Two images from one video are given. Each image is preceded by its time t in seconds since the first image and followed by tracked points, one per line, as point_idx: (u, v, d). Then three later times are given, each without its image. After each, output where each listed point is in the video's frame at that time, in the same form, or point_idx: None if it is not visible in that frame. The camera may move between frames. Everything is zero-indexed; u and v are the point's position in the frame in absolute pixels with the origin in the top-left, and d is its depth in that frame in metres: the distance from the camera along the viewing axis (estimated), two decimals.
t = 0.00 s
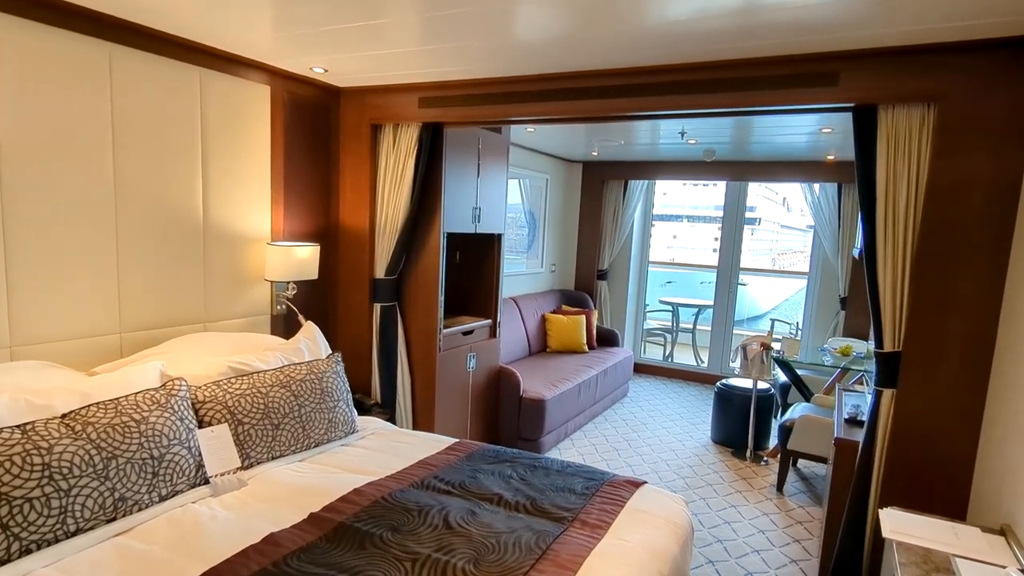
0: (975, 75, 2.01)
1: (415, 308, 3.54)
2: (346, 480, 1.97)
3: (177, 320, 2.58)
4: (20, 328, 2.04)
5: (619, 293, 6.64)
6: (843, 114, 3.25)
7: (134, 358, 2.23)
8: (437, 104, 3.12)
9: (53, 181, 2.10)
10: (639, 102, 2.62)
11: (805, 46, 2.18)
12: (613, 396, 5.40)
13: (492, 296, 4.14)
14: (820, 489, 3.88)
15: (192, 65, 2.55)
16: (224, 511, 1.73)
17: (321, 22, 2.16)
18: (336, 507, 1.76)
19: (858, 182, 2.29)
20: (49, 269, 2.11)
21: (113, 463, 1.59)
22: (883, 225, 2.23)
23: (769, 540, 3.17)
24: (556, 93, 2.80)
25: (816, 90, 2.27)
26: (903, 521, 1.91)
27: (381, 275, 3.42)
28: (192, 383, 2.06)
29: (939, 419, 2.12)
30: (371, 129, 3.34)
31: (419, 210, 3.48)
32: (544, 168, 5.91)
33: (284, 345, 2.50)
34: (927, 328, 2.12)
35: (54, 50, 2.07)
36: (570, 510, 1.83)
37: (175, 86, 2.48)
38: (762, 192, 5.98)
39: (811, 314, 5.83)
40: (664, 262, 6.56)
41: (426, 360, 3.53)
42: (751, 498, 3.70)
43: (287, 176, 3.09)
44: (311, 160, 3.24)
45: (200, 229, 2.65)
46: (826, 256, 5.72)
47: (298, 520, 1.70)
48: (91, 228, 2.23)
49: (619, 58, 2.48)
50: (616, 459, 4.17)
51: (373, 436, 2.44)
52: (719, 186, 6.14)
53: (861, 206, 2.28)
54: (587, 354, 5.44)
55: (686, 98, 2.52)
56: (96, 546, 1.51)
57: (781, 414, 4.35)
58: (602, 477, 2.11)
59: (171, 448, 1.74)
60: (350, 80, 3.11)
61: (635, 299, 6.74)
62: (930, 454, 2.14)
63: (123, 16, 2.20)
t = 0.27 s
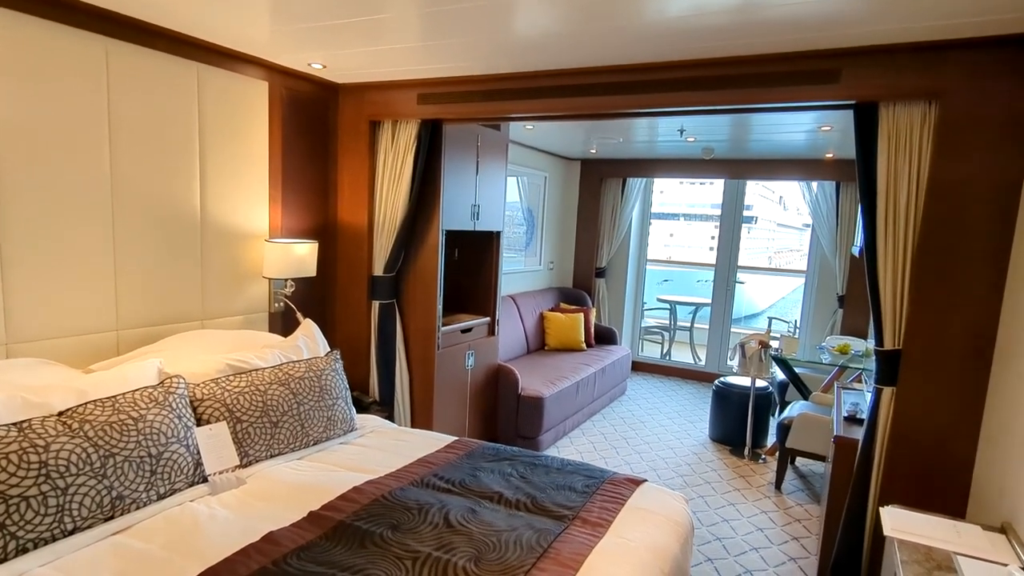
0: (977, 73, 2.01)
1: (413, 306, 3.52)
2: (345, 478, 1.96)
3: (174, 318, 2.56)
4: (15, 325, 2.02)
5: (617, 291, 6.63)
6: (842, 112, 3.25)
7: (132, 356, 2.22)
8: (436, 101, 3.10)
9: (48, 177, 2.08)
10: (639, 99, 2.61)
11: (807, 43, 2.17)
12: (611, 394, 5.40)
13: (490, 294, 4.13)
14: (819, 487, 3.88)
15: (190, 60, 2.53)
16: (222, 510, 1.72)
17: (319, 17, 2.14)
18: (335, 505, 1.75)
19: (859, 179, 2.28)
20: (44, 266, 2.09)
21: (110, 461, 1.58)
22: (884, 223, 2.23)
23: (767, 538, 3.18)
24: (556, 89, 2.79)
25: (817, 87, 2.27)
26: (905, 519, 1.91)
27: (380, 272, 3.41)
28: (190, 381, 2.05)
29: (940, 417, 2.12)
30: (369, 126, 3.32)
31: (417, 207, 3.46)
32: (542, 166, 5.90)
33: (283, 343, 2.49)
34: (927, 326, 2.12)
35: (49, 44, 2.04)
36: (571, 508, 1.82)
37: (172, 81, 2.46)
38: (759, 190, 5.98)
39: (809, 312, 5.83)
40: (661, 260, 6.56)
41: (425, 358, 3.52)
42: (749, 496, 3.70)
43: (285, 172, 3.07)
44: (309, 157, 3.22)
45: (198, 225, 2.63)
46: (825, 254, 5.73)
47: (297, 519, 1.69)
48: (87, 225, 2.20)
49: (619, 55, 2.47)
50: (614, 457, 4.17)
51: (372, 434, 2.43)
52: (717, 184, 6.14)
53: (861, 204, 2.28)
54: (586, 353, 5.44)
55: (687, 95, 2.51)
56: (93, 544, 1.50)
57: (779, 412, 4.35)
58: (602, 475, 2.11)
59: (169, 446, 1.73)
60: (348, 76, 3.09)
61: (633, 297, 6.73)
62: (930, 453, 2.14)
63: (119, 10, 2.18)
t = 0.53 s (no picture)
0: (971, 73, 2.02)
1: (409, 305, 3.52)
2: (341, 478, 1.96)
3: (170, 317, 2.55)
4: (9, 324, 2.02)
5: (614, 290, 6.64)
6: (837, 112, 3.26)
7: (127, 355, 2.21)
8: (433, 100, 3.10)
9: (43, 175, 2.07)
10: (635, 98, 2.62)
11: (802, 42, 2.18)
12: (608, 393, 5.41)
13: (487, 293, 4.13)
14: (814, 485, 3.90)
15: (185, 59, 2.52)
16: (218, 509, 1.72)
17: (316, 16, 2.14)
18: (331, 505, 1.75)
19: (854, 179, 2.29)
20: (39, 264, 2.09)
21: (105, 460, 1.57)
22: (878, 222, 2.24)
23: (763, 536, 3.19)
24: (553, 88, 2.79)
25: (812, 87, 2.28)
26: (898, 518, 1.92)
27: (376, 271, 3.41)
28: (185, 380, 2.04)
29: (933, 415, 2.13)
30: (365, 125, 3.31)
31: (414, 206, 3.46)
32: (539, 165, 5.90)
33: (278, 342, 2.49)
34: (921, 325, 2.13)
35: (43, 42, 2.04)
36: (567, 507, 1.83)
37: (167, 80, 2.45)
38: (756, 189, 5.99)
39: (804, 311, 5.85)
40: (658, 258, 6.56)
41: (421, 357, 3.52)
42: (745, 494, 3.72)
43: (281, 171, 3.06)
44: (305, 156, 3.21)
45: (193, 224, 2.62)
46: (820, 254, 5.75)
47: (293, 518, 1.69)
48: (82, 223, 2.20)
49: (616, 54, 2.47)
50: (611, 456, 4.18)
51: (368, 433, 2.43)
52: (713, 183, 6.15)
53: (856, 203, 2.29)
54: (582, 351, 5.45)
55: (683, 95, 2.51)
56: (88, 544, 1.50)
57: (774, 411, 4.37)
58: (598, 474, 2.11)
59: (165, 445, 1.72)
60: (345, 75, 3.09)
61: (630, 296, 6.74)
62: (924, 451, 2.16)
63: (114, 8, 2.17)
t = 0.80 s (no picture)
0: (964, 74, 2.03)
1: (406, 305, 3.52)
2: (337, 477, 1.96)
3: (165, 316, 2.55)
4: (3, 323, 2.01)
5: (611, 289, 6.65)
6: (832, 112, 3.27)
7: (123, 354, 2.21)
8: (429, 99, 3.10)
9: (38, 174, 2.07)
10: (631, 98, 2.62)
11: (797, 43, 2.19)
12: (604, 392, 5.42)
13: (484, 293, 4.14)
14: (809, 484, 3.92)
15: (181, 58, 2.52)
16: (213, 509, 1.72)
17: (312, 15, 2.14)
18: (327, 504, 1.75)
19: (848, 179, 2.31)
20: (34, 264, 2.08)
21: (100, 460, 1.57)
22: (873, 222, 2.25)
23: (758, 535, 3.20)
24: (549, 88, 2.79)
25: (807, 87, 2.28)
26: (892, 516, 1.93)
27: (372, 271, 3.41)
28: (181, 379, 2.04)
29: (927, 414, 2.15)
30: (362, 124, 3.32)
31: (410, 206, 3.46)
32: (536, 165, 5.90)
33: (274, 341, 2.49)
34: (915, 325, 2.14)
35: (38, 41, 2.03)
36: (562, 506, 1.83)
37: (162, 79, 2.45)
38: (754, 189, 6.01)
39: (801, 310, 5.87)
40: (655, 258, 6.57)
41: (418, 356, 3.52)
42: (741, 493, 3.73)
43: (277, 170, 3.06)
44: (301, 155, 3.21)
45: (189, 224, 2.62)
46: (817, 253, 5.77)
47: (288, 518, 1.69)
48: (77, 222, 2.19)
49: (611, 54, 2.48)
50: (607, 455, 4.18)
51: (364, 433, 2.43)
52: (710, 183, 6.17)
53: (850, 203, 2.30)
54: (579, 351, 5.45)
55: (678, 95, 2.51)
56: (83, 544, 1.50)
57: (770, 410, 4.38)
58: (593, 474, 2.12)
59: (160, 445, 1.72)
60: (341, 74, 3.09)
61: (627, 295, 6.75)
62: (917, 449, 2.17)
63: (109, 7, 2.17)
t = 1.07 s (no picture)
0: (958, 74, 2.04)
1: (403, 304, 3.53)
2: (333, 476, 1.97)
3: (162, 315, 2.55)
4: None
5: (608, 289, 6.66)
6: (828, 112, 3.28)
7: (119, 353, 2.21)
8: (426, 99, 3.11)
9: (34, 174, 2.07)
10: (626, 98, 2.63)
11: (791, 43, 2.20)
12: (601, 392, 5.43)
13: (481, 292, 4.14)
14: (805, 483, 3.93)
15: (177, 57, 2.52)
16: (209, 507, 1.72)
17: (308, 15, 2.14)
18: (323, 502, 1.76)
19: (843, 179, 2.32)
20: (30, 263, 2.08)
21: (96, 459, 1.58)
22: (867, 221, 2.26)
23: (754, 533, 3.21)
24: (545, 88, 2.80)
25: (801, 87, 2.30)
26: (885, 514, 1.94)
27: (369, 270, 3.42)
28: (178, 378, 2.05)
29: (920, 413, 2.16)
30: (359, 124, 3.32)
31: (407, 205, 3.47)
32: (533, 164, 5.91)
33: (271, 341, 2.49)
34: (908, 324, 2.15)
35: (33, 40, 2.03)
36: (557, 505, 1.84)
37: (159, 79, 2.45)
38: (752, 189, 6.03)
39: (798, 310, 5.89)
40: (653, 258, 6.58)
41: (415, 356, 3.52)
42: (737, 492, 3.74)
43: (274, 170, 3.06)
44: (298, 155, 3.22)
45: (185, 223, 2.63)
46: (814, 253, 5.79)
47: (284, 516, 1.70)
48: (74, 222, 2.20)
49: (607, 54, 2.48)
50: (604, 455, 4.19)
51: (361, 432, 2.43)
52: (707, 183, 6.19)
53: (845, 203, 2.31)
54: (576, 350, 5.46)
55: (674, 95, 2.52)
56: (78, 542, 1.50)
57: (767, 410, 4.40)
58: (588, 472, 2.13)
59: (156, 444, 1.73)
60: (338, 74, 3.09)
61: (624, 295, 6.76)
62: (911, 447, 2.18)
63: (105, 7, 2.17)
